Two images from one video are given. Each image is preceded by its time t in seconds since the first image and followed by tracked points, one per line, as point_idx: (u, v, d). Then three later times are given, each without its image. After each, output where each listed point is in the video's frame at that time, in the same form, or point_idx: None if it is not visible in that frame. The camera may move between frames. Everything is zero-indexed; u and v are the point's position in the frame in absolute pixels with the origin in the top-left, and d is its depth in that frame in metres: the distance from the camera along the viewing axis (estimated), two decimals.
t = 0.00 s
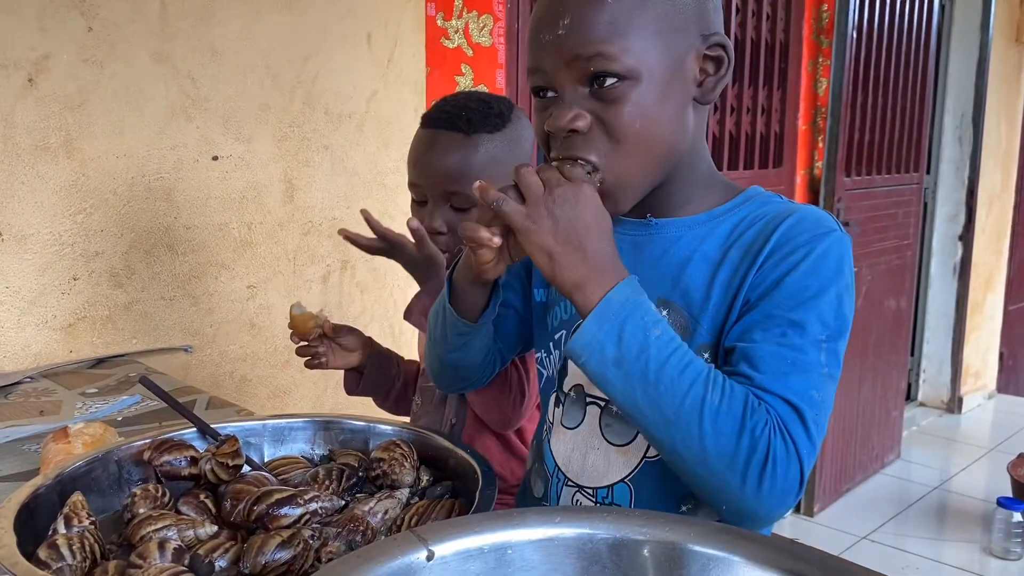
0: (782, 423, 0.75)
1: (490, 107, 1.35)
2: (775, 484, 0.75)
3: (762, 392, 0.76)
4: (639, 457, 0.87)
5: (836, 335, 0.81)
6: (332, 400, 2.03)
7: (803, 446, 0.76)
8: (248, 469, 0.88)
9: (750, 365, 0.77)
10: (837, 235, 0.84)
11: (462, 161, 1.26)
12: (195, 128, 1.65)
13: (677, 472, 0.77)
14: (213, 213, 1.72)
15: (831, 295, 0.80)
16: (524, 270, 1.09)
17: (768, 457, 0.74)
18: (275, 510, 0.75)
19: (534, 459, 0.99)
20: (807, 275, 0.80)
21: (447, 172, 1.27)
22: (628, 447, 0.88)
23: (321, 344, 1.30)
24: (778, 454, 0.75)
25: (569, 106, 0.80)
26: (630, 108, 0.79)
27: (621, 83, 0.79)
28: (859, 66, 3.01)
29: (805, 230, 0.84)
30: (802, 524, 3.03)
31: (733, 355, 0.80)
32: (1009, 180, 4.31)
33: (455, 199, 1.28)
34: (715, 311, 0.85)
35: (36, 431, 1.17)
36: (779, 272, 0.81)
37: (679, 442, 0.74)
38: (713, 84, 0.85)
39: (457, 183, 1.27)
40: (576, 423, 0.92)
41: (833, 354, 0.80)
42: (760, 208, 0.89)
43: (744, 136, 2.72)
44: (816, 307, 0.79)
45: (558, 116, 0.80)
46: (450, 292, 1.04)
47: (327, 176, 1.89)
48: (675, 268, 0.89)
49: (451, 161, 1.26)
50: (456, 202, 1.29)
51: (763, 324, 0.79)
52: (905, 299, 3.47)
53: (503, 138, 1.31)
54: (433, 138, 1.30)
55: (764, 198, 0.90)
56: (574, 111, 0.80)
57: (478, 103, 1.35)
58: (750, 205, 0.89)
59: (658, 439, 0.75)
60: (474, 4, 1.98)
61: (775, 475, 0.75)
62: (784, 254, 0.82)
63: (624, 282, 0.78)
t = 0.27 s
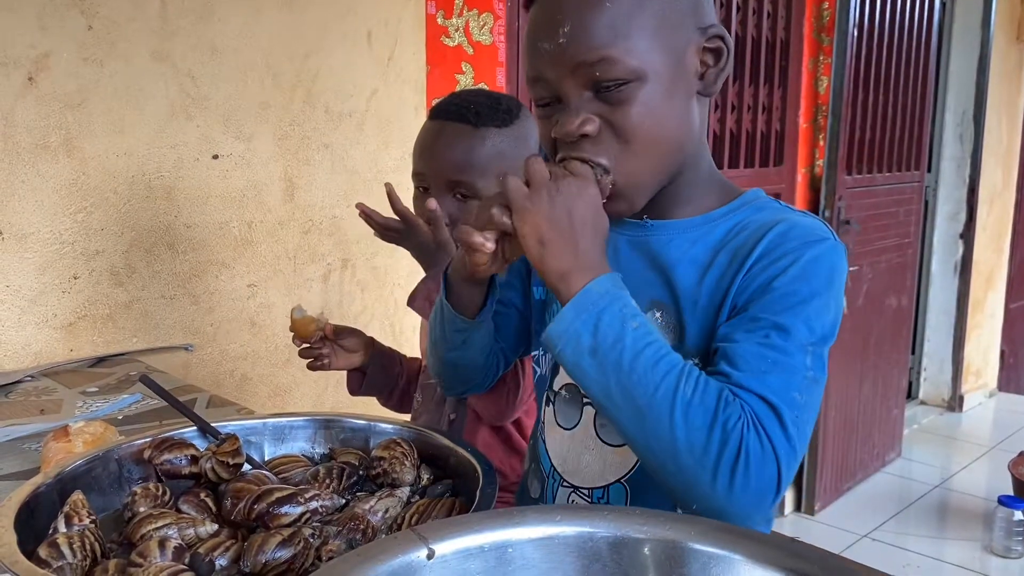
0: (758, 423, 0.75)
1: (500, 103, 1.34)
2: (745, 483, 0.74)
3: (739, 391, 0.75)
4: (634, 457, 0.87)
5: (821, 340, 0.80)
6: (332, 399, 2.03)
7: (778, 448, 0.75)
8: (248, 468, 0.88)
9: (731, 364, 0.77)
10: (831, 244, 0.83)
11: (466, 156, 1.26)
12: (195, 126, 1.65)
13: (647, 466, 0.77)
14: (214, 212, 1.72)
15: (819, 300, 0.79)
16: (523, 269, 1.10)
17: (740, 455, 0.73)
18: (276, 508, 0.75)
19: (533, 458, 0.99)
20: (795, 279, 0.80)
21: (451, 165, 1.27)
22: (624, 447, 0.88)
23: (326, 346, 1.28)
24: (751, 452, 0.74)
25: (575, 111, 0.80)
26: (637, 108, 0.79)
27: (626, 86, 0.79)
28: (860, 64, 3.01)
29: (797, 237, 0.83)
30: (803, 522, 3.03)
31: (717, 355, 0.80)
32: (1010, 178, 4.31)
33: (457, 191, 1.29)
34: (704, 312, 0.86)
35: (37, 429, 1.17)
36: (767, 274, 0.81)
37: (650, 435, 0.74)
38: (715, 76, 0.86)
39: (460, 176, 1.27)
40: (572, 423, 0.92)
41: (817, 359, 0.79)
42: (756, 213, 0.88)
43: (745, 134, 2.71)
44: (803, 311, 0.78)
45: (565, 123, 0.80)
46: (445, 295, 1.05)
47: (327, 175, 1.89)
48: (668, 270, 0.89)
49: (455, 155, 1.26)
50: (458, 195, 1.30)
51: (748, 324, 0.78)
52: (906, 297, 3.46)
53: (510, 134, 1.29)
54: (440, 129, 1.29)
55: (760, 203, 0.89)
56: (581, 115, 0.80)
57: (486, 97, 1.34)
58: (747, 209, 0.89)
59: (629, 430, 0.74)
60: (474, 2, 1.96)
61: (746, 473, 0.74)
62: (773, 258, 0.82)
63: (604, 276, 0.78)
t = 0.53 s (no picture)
0: (768, 422, 0.74)
1: (503, 99, 1.35)
2: (758, 482, 0.74)
3: (747, 391, 0.75)
4: (630, 454, 0.87)
5: (826, 337, 0.79)
6: (333, 397, 2.02)
7: (789, 446, 0.75)
8: (249, 465, 0.87)
9: (736, 363, 0.76)
10: (828, 239, 0.83)
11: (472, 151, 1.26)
12: (195, 124, 1.65)
13: (658, 470, 0.76)
14: (214, 210, 1.71)
15: (822, 296, 0.79)
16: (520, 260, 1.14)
17: (751, 455, 0.73)
18: (277, 505, 0.75)
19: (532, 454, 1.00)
20: (795, 276, 0.79)
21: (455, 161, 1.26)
22: (620, 444, 0.88)
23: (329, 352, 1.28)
24: (763, 451, 0.74)
25: (580, 118, 0.80)
26: (644, 112, 0.79)
27: (632, 92, 0.79)
28: (862, 62, 3.00)
29: (795, 233, 0.83)
30: (804, 520, 3.03)
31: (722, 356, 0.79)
32: (1012, 176, 4.30)
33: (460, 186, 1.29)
34: (704, 311, 0.85)
35: (37, 427, 1.17)
36: (769, 272, 0.81)
37: (659, 439, 0.73)
38: (716, 72, 0.86)
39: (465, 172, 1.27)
40: (566, 420, 0.92)
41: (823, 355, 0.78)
42: (754, 210, 0.88)
43: (746, 132, 2.71)
44: (806, 308, 0.78)
45: (571, 132, 0.80)
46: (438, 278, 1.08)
47: (328, 173, 1.89)
48: (665, 268, 0.89)
49: (460, 150, 1.26)
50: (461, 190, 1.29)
51: (751, 323, 0.78)
52: (907, 295, 3.46)
53: (512, 130, 1.31)
54: (441, 125, 1.29)
55: (758, 200, 0.89)
56: (587, 122, 0.79)
57: (484, 92, 1.34)
58: (745, 206, 0.88)
59: (640, 436, 0.74)
60: None
61: (760, 473, 0.74)
62: (774, 255, 0.81)
63: (605, 281, 0.78)
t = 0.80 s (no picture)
0: (776, 421, 0.75)
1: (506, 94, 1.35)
2: (768, 481, 0.75)
3: (753, 390, 0.75)
4: (629, 452, 0.87)
5: (830, 331, 0.80)
6: (334, 395, 2.03)
7: (796, 443, 0.76)
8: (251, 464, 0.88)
9: (742, 362, 0.77)
10: (830, 232, 0.84)
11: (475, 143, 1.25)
12: (196, 123, 1.65)
13: (667, 473, 0.77)
14: (215, 208, 1.71)
15: (824, 291, 0.79)
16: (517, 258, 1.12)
17: (761, 454, 0.74)
18: (279, 503, 0.75)
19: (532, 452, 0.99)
20: (798, 272, 0.80)
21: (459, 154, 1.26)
22: (618, 443, 0.88)
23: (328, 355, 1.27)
24: (770, 450, 0.74)
25: (569, 105, 0.80)
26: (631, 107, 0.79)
27: (622, 85, 0.79)
28: (862, 60, 3.00)
29: (796, 229, 0.83)
30: (805, 518, 3.03)
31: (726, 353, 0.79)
32: (1013, 174, 4.30)
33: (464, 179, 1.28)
34: (706, 309, 0.85)
35: (39, 425, 1.17)
36: (772, 269, 0.81)
37: (668, 443, 0.74)
38: (711, 77, 0.86)
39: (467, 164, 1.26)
40: (566, 418, 0.92)
41: (827, 350, 0.79)
42: (753, 205, 0.88)
43: (747, 130, 2.71)
44: (809, 304, 0.78)
45: (558, 118, 0.80)
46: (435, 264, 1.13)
47: (329, 171, 1.89)
48: (666, 266, 0.89)
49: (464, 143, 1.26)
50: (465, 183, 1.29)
51: (755, 321, 0.78)
52: (907, 293, 3.46)
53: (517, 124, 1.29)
54: (448, 119, 1.29)
55: (757, 194, 0.89)
56: (574, 110, 0.79)
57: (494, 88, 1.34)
58: (744, 201, 0.89)
59: (647, 440, 0.74)
60: None
61: (768, 472, 0.74)
62: (776, 252, 0.82)
63: (605, 284, 0.78)
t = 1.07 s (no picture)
0: (781, 409, 0.75)
1: (500, 89, 1.35)
2: (775, 470, 0.75)
3: (758, 379, 0.75)
4: (627, 446, 0.88)
5: (832, 319, 0.80)
6: (336, 392, 2.03)
7: (801, 431, 0.76)
8: (253, 461, 0.88)
9: (746, 352, 0.77)
10: (830, 222, 0.84)
11: (466, 137, 1.26)
12: (198, 121, 1.65)
13: (672, 466, 0.77)
14: (217, 205, 1.72)
15: (826, 280, 0.80)
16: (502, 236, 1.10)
17: (767, 442, 0.74)
18: (281, 500, 0.75)
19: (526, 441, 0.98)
20: (800, 262, 0.80)
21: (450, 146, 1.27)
22: (618, 436, 0.88)
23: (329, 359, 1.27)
24: (776, 438, 0.74)
25: (562, 90, 0.80)
26: (624, 95, 0.79)
27: (615, 72, 0.79)
28: (864, 57, 3.00)
29: (798, 219, 0.83)
30: (806, 516, 3.03)
31: (729, 344, 0.79)
32: (1014, 172, 4.30)
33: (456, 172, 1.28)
34: (709, 301, 0.85)
35: (41, 423, 1.17)
36: (774, 260, 0.81)
37: (673, 436, 0.74)
38: (707, 73, 0.85)
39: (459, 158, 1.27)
40: (572, 409, 0.91)
41: (830, 339, 0.79)
42: (753, 197, 0.88)
43: (748, 128, 2.71)
44: (812, 292, 0.78)
45: (550, 102, 0.80)
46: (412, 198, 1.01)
47: (330, 168, 1.89)
48: (668, 259, 0.89)
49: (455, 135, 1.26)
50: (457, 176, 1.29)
51: (757, 311, 0.79)
52: (908, 291, 3.46)
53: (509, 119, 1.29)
54: (440, 114, 1.30)
55: (756, 186, 0.89)
56: (566, 95, 0.79)
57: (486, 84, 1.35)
58: (743, 193, 0.89)
59: (653, 434, 0.74)
60: None
61: (775, 460, 0.74)
62: (778, 243, 0.82)
63: (605, 281, 0.78)
